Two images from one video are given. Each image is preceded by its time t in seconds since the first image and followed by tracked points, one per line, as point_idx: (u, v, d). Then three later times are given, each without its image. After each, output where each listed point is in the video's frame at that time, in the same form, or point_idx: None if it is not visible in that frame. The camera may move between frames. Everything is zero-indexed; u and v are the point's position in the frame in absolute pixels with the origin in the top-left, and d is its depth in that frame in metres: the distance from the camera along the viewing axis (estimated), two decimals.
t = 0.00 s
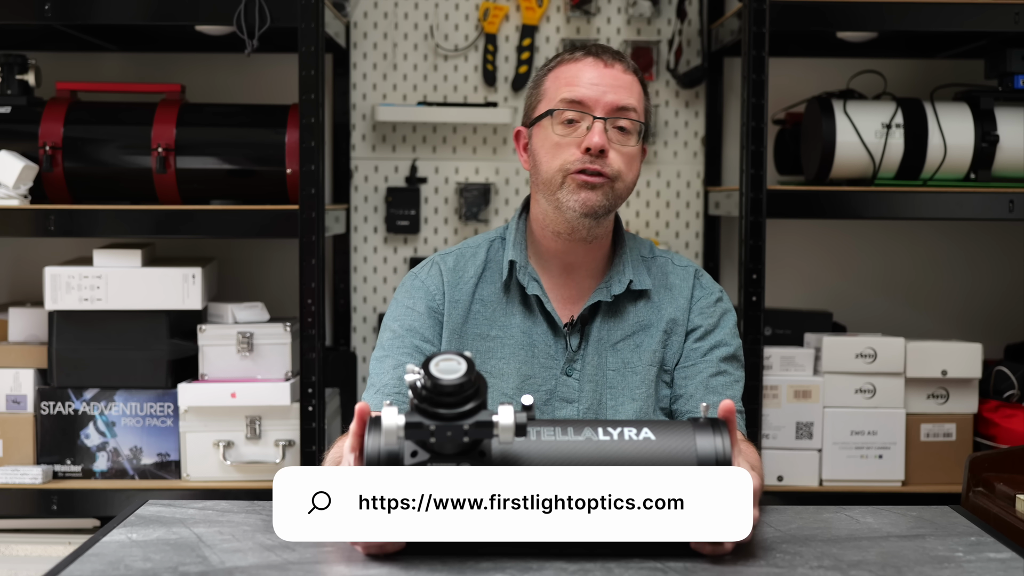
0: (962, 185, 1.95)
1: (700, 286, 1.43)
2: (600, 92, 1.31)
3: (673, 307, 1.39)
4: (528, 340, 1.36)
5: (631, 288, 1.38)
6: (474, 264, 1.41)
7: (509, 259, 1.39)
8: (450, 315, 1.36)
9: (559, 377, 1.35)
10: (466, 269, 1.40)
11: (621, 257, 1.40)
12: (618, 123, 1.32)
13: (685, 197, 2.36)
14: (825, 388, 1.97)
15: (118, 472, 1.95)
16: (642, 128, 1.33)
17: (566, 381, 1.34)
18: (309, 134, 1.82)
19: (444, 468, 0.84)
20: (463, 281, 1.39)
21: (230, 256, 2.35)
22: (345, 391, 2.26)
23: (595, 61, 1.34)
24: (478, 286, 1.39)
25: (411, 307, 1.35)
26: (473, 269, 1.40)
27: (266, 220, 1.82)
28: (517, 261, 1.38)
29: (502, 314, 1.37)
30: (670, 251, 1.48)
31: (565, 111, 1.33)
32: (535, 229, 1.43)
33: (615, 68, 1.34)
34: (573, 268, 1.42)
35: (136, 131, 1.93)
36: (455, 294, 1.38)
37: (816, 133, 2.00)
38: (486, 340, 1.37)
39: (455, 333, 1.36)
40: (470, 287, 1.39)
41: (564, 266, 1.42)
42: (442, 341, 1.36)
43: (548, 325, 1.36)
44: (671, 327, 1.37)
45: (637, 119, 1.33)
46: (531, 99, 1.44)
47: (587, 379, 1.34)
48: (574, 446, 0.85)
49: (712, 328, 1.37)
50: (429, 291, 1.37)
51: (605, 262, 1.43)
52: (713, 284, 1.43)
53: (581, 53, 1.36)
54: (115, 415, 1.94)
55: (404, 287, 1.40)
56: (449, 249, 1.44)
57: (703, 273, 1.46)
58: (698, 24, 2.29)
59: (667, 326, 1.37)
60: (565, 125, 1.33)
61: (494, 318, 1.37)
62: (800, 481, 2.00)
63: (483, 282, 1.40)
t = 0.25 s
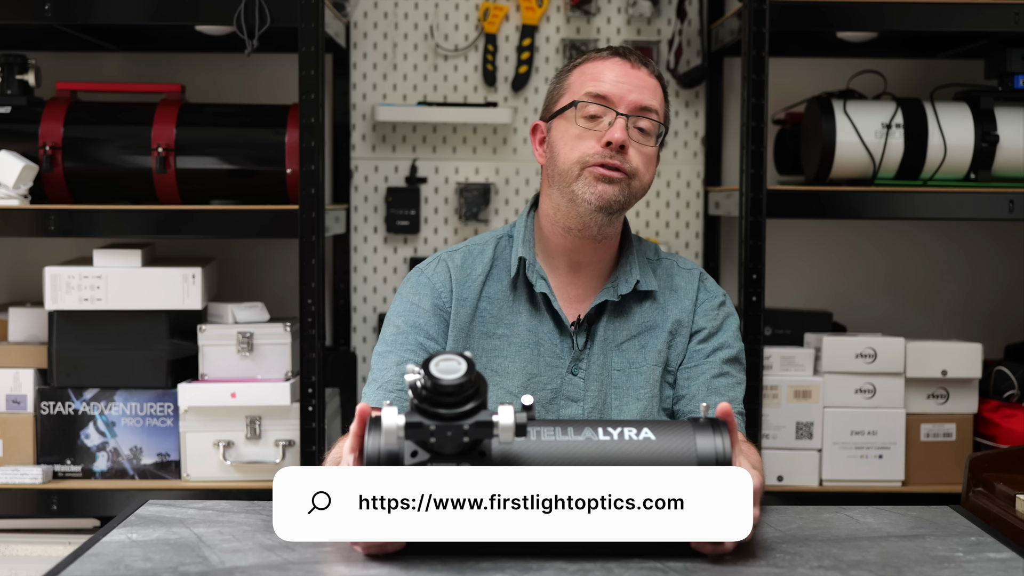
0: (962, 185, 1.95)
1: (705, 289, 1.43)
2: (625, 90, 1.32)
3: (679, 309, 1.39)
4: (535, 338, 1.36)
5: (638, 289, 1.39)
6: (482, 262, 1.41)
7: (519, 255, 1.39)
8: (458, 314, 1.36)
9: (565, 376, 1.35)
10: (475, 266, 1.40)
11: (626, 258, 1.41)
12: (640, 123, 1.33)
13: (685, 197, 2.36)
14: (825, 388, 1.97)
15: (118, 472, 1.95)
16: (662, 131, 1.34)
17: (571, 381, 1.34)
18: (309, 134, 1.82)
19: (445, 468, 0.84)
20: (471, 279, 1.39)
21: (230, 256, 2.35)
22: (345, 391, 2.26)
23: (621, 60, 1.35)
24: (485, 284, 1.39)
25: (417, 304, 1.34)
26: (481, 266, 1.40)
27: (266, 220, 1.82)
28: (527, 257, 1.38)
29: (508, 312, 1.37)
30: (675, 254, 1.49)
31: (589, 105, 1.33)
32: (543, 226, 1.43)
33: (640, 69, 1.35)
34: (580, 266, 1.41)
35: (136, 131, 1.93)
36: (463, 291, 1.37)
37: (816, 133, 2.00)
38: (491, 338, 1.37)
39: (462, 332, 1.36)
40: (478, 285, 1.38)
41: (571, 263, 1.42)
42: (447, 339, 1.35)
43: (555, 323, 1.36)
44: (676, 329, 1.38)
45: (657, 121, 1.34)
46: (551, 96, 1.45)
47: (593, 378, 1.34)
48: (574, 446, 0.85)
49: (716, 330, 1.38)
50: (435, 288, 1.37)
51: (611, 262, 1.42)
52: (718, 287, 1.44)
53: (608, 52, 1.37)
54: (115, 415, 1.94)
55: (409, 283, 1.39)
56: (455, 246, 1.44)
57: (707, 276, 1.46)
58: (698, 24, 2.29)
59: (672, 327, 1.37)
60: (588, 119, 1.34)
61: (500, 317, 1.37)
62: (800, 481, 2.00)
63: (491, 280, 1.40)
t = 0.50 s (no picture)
0: (962, 186, 1.95)
1: (707, 290, 1.43)
2: (632, 98, 1.31)
3: (680, 310, 1.39)
4: (537, 339, 1.36)
5: (639, 292, 1.39)
6: (484, 263, 1.41)
7: (521, 257, 1.39)
8: (460, 314, 1.36)
9: (567, 377, 1.35)
10: (477, 267, 1.40)
11: (629, 259, 1.40)
12: (646, 131, 1.31)
13: (685, 197, 2.36)
14: (825, 388, 1.97)
15: (118, 472, 1.95)
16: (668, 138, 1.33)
17: (572, 383, 1.34)
18: (309, 134, 1.82)
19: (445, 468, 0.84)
20: (473, 278, 1.38)
21: (231, 256, 2.35)
22: (345, 391, 2.26)
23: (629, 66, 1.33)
24: (487, 285, 1.39)
25: (419, 304, 1.34)
26: (484, 266, 1.40)
27: (266, 220, 1.82)
28: (529, 259, 1.38)
29: (510, 314, 1.37)
30: (677, 255, 1.49)
31: (594, 113, 1.32)
32: (546, 228, 1.43)
33: (648, 75, 1.33)
34: (582, 269, 1.41)
35: (136, 131, 1.93)
36: (466, 292, 1.37)
37: (816, 133, 2.00)
38: (492, 339, 1.37)
39: (464, 333, 1.36)
40: (480, 285, 1.38)
41: (573, 266, 1.42)
42: (448, 339, 1.35)
43: (556, 325, 1.36)
44: (677, 330, 1.38)
45: (664, 128, 1.32)
46: (558, 96, 1.44)
47: (594, 380, 1.34)
48: (574, 446, 0.85)
49: (717, 331, 1.38)
50: (437, 288, 1.37)
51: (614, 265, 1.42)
52: (719, 289, 1.44)
53: (616, 56, 1.35)
54: (115, 415, 1.94)
55: (411, 283, 1.39)
56: (458, 246, 1.44)
57: (709, 278, 1.46)
58: (698, 24, 2.29)
59: (673, 328, 1.37)
60: (593, 126, 1.33)
61: (502, 318, 1.37)
62: (800, 481, 2.00)
63: (493, 280, 1.40)
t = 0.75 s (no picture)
0: (962, 185, 1.95)
1: (704, 291, 1.43)
2: (622, 109, 1.29)
3: (678, 311, 1.39)
4: (534, 340, 1.36)
5: (636, 292, 1.39)
6: (481, 263, 1.41)
7: (517, 258, 1.39)
8: (456, 314, 1.36)
9: (564, 378, 1.35)
10: (473, 268, 1.40)
11: (626, 260, 1.41)
12: (637, 141, 1.31)
13: (685, 197, 2.36)
14: (825, 388, 1.97)
15: (118, 472, 1.95)
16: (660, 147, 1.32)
17: (570, 383, 1.34)
18: (309, 134, 1.82)
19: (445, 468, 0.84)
20: (470, 279, 1.39)
21: (231, 256, 2.35)
22: (345, 391, 2.26)
23: (620, 74, 1.31)
24: (484, 285, 1.39)
25: (416, 305, 1.33)
26: (480, 267, 1.40)
27: (266, 220, 1.82)
28: (525, 261, 1.38)
29: (507, 315, 1.37)
30: (674, 255, 1.49)
31: (584, 125, 1.31)
32: (542, 230, 1.43)
33: (639, 82, 1.31)
34: (578, 273, 1.42)
35: (136, 131, 1.93)
36: (462, 293, 1.37)
37: (816, 133, 2.00)
38: (490, 340, 1.37)
39: (460, 332, 1.36)
40: (476, 286, 1.38)
41: (569, 270, 1.42)
42: (446, 339, 1.35)
43: (553, 326, 1.36)
44: (675, 330, 1.38)
45: (655, 137, 1.32)
46: (551, 99, 1.42)
47: (592, 381, 1.34)
48: (575, 446, 0.85)
49: (715, 331, 1.38)
50: (434, 289, 1.37)
51: (610, 267, 1.42)
52: (717, 288, 1.44)
53: (606, 63, 1.33)
54: (115, 415, 1.94)
55: (409, 284, 1.39)
56: (454, 247, 1.44)
57: (706, 277, 1.46)
58: (698, 24, 2.29)
59: (671, 329, 1.37)
60: (583, 138, 1.32)
61: (499, 318, 1.37)
62: (800, 481, 2.00)
63: (490, 281, 1.40)
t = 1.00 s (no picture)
0: (962, 186, 1.95)
1: (701, 289, 1.43)
2: (610, 111, 1.29)
3: (673, 310, 1.39)
4: (529, 340, 1.36)
5: (631, 291, 1.39)
6: (475, 264, 1.41)
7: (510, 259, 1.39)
8: (451, 314, 1.37)
9: (560, 379, 1.35)
10: (468, 268, 1.41)
11: (621, 258, 1.40)
12: (626, 142, 1.30)
13: (685, 197, 2.36)
14: (825, 388, 1.97)
15: (118, 472, 1.95)
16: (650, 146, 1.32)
17: (565, 384, 1.34)
18: (309, 134, 1.82)
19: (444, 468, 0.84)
20: (464, 280, 1.39)
21: (231, 256, 2.35)
22: (345, 391, 2.26)
23: (606, 75, 1.31)
24: (478, 285, 1.39)
25: (412, 306, 1.34)
26: (475, 268, 1.41)
27: (266, 220, 1.82)
28: (519, 261, 1.38)
29: (502, 315, 1.37)
30: (671, 253, 1.49)
31: (572, 129, 1.31)
32: (536, 231, 1.43)
33: (626, 83, 1.31)
34: (573, 273, 1.41)
35: (137, 131, 1.93)
36: (457, 293, 1.38)
37: (816, 133, 2.00)
38: (485, 339, 1.37)
39: (455, 331, 1.36)
40: (470, 286, 1.39)
41: (564, 270, 1.42)
42: (441, 339, 1.36)
43: (548, 326, 1.36)
44: (671, 330, 1.37)
45: (644, 137, 1.31)
46: (539, 103, 1.42)
47: (587, 381, 1.34)
48: (574, 446, 0.85)
49: (712, 330, 1.38)
50: (430, 290, 1.37)
51: (605, 265, 1.42)
52: (713, 286, 1.44)
53: (592, 65, 1.33)
54: (115, 415, 1.94)
55: (404, 285, 1.39)
56: (449, 248, 1.45)
57: (703, 275, 1.46)
58: (698, 24, 2.29)
59: (667, 328, 1.37)
60: (572, 142, 1.32)
61: (494, 318, 1.37)
62: (800, 481, 2.00)
63: (484, 282, 1.40)
